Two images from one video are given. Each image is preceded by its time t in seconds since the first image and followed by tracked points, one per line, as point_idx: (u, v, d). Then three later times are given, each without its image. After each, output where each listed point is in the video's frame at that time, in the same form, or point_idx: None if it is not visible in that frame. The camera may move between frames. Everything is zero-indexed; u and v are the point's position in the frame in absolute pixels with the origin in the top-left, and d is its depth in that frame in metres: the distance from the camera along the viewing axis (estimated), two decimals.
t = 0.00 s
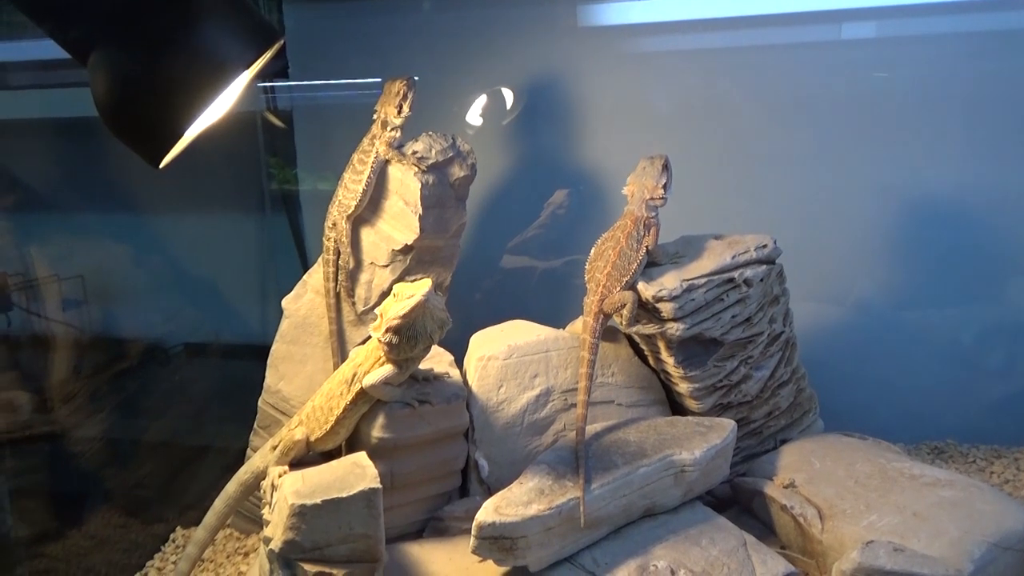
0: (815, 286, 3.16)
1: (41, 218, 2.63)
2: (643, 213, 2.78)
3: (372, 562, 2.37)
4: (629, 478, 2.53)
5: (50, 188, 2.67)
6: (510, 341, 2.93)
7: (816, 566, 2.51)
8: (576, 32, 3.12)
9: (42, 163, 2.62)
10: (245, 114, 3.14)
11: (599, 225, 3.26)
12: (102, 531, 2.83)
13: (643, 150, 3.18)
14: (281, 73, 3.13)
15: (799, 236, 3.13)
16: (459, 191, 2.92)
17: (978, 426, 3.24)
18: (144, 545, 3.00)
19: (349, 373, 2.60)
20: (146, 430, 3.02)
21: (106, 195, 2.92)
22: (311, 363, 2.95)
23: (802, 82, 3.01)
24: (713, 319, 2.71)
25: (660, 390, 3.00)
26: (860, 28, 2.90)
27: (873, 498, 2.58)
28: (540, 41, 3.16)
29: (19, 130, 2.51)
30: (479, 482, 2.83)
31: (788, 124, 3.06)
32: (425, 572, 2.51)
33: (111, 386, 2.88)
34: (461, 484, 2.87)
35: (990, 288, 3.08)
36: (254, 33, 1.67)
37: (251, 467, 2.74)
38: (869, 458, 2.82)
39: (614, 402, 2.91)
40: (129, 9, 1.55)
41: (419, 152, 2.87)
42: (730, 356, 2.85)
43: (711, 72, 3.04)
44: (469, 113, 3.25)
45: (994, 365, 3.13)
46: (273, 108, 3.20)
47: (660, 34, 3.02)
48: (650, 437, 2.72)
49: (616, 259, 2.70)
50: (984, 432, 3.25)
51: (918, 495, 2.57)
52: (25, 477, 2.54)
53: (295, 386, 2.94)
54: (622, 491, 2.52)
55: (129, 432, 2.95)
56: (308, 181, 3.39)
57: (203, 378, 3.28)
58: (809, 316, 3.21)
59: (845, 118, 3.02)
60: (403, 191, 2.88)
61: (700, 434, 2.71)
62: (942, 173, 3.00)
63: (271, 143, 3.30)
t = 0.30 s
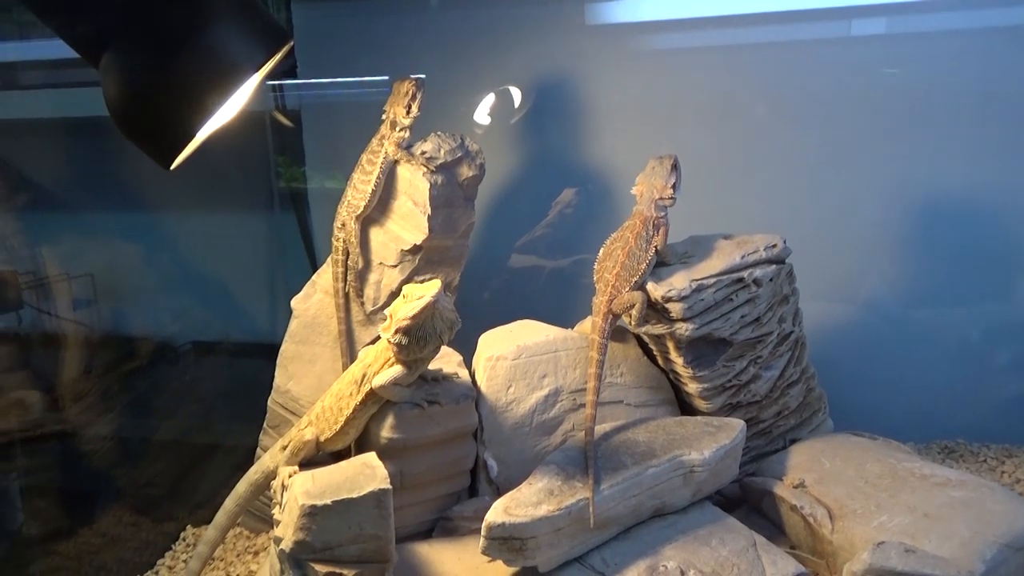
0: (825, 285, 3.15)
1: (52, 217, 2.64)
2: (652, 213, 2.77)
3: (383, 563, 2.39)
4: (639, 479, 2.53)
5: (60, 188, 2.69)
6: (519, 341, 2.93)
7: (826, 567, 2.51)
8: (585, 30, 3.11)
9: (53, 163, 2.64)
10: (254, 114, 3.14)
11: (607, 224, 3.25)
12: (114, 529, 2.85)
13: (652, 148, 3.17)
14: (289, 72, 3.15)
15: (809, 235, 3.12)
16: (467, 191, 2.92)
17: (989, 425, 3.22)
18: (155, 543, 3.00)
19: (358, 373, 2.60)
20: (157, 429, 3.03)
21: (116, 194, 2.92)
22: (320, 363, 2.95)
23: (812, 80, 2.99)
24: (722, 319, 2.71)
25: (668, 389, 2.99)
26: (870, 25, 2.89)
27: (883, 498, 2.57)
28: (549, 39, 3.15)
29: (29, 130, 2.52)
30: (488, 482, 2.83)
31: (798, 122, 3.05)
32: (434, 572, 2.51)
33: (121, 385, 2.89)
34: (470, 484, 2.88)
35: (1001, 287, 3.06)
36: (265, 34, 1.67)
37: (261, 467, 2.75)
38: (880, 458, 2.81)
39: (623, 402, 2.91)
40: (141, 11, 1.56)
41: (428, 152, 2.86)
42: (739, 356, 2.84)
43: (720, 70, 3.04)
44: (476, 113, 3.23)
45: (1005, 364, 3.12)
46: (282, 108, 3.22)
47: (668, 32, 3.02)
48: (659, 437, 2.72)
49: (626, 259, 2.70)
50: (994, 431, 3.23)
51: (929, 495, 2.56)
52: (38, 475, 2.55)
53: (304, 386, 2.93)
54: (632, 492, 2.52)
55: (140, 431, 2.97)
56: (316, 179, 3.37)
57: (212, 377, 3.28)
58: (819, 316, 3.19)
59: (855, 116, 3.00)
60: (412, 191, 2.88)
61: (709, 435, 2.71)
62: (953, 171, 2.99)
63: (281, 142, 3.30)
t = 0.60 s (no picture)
0: (828, 281, 3.14)
1: (55, 217, 2.66)
2: (654, 210, 2.77)
3: (384, 559, 2.39)
4: (641, 475, 2.53)
5: (63, 187, 2.69)
6: (521, 338, 2.93)
7: (829, 563, 2.50)
8: (588, 27, 3.10)
9: (55, 163, 2.65)
10: (256, 112, 3.14)
11: (609, 221, 3.25)
12: (118, 527, 2.86)
13: (654, 145, 3.16)
14: (292, 71, 3.13)
15: (812, 231, 3.11)
16: (469, 189, 2.92)
17: (992, 422, 3.21)
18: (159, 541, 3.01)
19: (360, 371, 2.60)
20: (160, 427, 3.03)
21: (118, 193, 2.93)
22: (322, 361, 2.95)
23: (814, 75, 2.98)
24: (724, 315, 2.70)
25: (670, 386, 2.98)
26: (872, 20, 2.87)
27: (886, 495, 2.57)
28: (551, 36, 3.14)
29: (31, 129, 2.53)
30: (490, 479, 2.83)
31: (799, 118, 3.04)
32: (436, 568, 2.51)
33: (124, 384, 2.89)
34: (473, 481, 2.88)
35: (1005, 282, 3.05)
36: (265, 32, 1.66)
37: (263, 464, 2.76)
38: (883, 454, 2.80)
39: (625, 399, 2.90)
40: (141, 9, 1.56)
41: (429, 149, 2.87)
42: (742, 352, 2.83)
43: (722, 66, 3.03)
44: (479, 110, 3.24)
45: (1009, 361, 3.10)
46: (284, 106, 3.19)
47: (670, 28, 3.01)
48: (662, 433, 2.72)
49: (627, 255, 2.70)
50: (998, 427, 3.22)
51: (932, 491, 2.56)
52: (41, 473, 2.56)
53: (306, 384, 2.94)
54: (634, 488, 2.52)
55: (143, 428, 2.97)
56: (319, 177, 3.37)
57: (214, 377, 3.28)
58: (822, 312, 3.18)
59: (858, 112, 2.99)
60: (413, 189, 2.88)
61: (711, 431, 2.71)
62: (956, 166, 2.97)
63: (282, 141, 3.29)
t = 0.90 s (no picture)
0: (826, 285, 3.13)
1: (50, 221, 2.65)
2: (651, 215, 2.77)
3: (382, 567, 2.39)
4: (638, 481, 2.53)
5: (60, 191, 2.69)
6: (518, 344, 2.92)
7: (826, 569, 2.50)
8: (586, 30, 3.09)
9: (54, 168, 2.65)
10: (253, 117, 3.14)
11: (607, 225, 3.24)
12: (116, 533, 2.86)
13: (652, 147, 3.16)
14: (290, 73, 3.09)
15: (811, 235, 3.10)
16: (466, 194, 2.92)
17: (991, 425, 3.21)
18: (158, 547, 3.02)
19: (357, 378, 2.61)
20: (159, 432, 3.03)
21: (117, 198, 2.92)
22: (320, 367, 2.94)
23: (813, 78, 2.97)
24: (722, 320, 2.70)
25: (668, 391, 2.98)
26: (869, 23, 2.87)
27: (883, 500, 2.57)
28: (550, 40, 3.13)
29: (28, 134, 2.52)
30: (488, 485, 2.83)
31: (797, 121, 3.03)
32: None
33: (122, 389, 2.88)
34: (470, 487, 2.88)
35: (1005, 286, 3.04)
36: (261, 39, 1.65)
37: (261, 471, 2.77)
38: (881, 458, 2.80)
39: (622, 404, 2.90)
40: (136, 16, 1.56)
41: (425, 155, 2.87)
42: (739, 357, 2.83)
43: (721, 69, 3.02)
44: (476, 114, 3.22)
45: (1008, 364, 3.10)
46: (282, 110, 3.15)
47: (667, 31, 3.00)
48: (659, 439, 2.72)
49: (625, 261, 2.70)
50: (997, 431, 3.22)
51: (930, 496, 2.56)
52: (38, 479, 2.56)
53: (304, 390, 2.94)
54: (631, 495, 2.53)
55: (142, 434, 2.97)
56: (318, 180, 3.34)
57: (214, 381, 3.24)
58: (819, 316, 3.18)
59: (857, 115, 2.98)
60: (410, 194, 2.87)
61: (709, 436, 2.71)
62: (955, 169, 2.96)
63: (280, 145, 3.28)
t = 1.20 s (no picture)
0: (809, 286, 3.16)
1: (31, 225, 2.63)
2: (635, 217, 2.78)
3: (367, 571, 2.39)
4: (623, 483, 2.54)
5: (39, 194, 2.66)
6: (503, 346, 2.93)
7: (810, 569, 2.52)
8: (570, 34, 3.10)
9: (34, 172, 2.63)
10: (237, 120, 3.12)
11: (592, 227, 3.26)
12: (98, 540, 2.84)
13: (636, 150, 3.19)
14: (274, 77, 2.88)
15: (795, 236, 3.12)
16: (451, 198, 2.92)
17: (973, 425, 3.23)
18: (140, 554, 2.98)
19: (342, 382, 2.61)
20: (143, 438, 3.01)
21: (97, 201, 2.89)
22: (305, 371, 2.93)
23: (795, 80, 3.00)
24: (706, 322, 2.72)
25: (653, 393, 2.99)
26: (851, 27, 2.88)
27: (866, 499, 2.59)
28: (536, 44, 3.14)
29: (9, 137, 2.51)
30: (473, 488, 2.83)
31: (780, 123, 3.06)
32: None
33: (105, 394, 2.85)
34: (457, 490, 2.88)
35: (985, 287, 3.07)
36: (245, 41, 1.64)
37: (245, 476, 2.76)
38: (863, 458, 2.81)
39: (607, 406, 2.90)
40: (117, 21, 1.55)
41: (410, 158, 2.88)
42: (724, 359, 2.84)
43: (704, 71, 3.04)
44: (461, 117, 3.22)
45: (989, 365, 3.13)
46: (265, 114, 3.02)
47: (651, 35, 3.00)
48: (644, 441, 2.73)
49: (609, 264, 2.72)
50: (977, 430, 3.25)
51: (911, 495, 2.58)
52: (17, 487, 2.51)
53: (288, 394, 2.92)
54: (616, 496, 2.54)
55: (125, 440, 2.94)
56: (303, 183, 3.31)
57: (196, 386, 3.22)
58: (801, 317, 3.20)
59: (838, 117, 3.01)
60: (395, 198, 2.87)
61: (694, 438, 2.72)
62: (935, 171, 2.99)
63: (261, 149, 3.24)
